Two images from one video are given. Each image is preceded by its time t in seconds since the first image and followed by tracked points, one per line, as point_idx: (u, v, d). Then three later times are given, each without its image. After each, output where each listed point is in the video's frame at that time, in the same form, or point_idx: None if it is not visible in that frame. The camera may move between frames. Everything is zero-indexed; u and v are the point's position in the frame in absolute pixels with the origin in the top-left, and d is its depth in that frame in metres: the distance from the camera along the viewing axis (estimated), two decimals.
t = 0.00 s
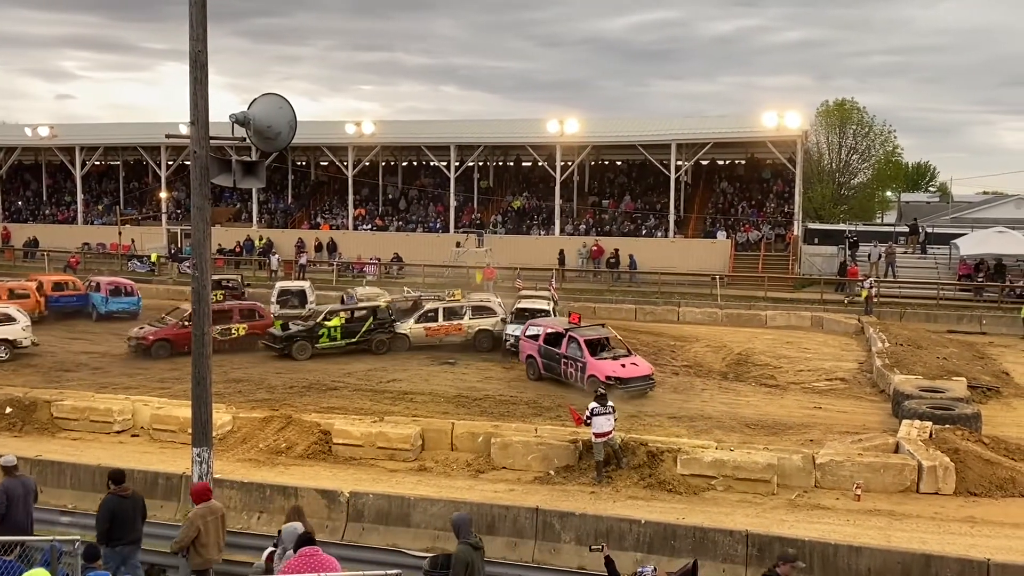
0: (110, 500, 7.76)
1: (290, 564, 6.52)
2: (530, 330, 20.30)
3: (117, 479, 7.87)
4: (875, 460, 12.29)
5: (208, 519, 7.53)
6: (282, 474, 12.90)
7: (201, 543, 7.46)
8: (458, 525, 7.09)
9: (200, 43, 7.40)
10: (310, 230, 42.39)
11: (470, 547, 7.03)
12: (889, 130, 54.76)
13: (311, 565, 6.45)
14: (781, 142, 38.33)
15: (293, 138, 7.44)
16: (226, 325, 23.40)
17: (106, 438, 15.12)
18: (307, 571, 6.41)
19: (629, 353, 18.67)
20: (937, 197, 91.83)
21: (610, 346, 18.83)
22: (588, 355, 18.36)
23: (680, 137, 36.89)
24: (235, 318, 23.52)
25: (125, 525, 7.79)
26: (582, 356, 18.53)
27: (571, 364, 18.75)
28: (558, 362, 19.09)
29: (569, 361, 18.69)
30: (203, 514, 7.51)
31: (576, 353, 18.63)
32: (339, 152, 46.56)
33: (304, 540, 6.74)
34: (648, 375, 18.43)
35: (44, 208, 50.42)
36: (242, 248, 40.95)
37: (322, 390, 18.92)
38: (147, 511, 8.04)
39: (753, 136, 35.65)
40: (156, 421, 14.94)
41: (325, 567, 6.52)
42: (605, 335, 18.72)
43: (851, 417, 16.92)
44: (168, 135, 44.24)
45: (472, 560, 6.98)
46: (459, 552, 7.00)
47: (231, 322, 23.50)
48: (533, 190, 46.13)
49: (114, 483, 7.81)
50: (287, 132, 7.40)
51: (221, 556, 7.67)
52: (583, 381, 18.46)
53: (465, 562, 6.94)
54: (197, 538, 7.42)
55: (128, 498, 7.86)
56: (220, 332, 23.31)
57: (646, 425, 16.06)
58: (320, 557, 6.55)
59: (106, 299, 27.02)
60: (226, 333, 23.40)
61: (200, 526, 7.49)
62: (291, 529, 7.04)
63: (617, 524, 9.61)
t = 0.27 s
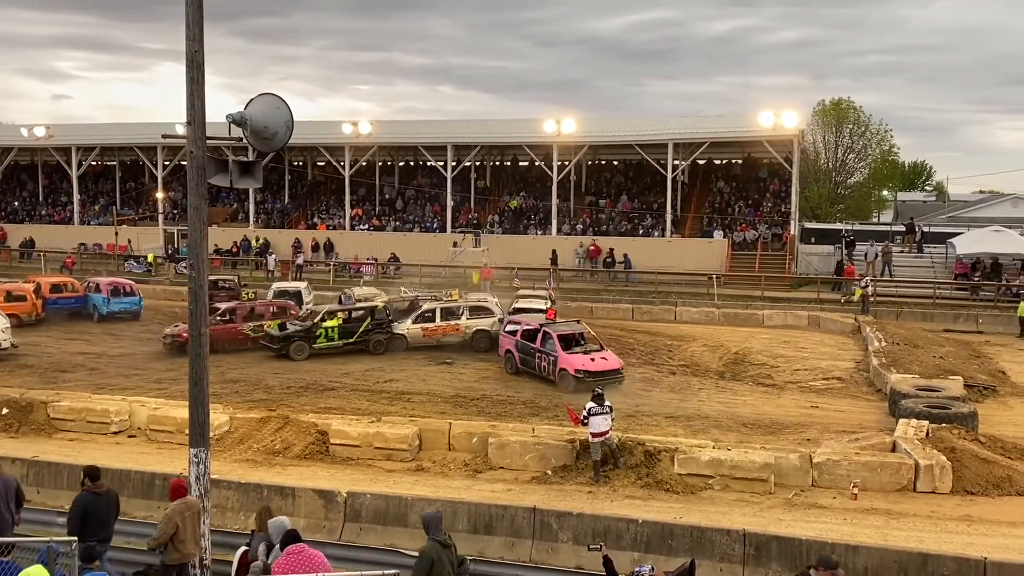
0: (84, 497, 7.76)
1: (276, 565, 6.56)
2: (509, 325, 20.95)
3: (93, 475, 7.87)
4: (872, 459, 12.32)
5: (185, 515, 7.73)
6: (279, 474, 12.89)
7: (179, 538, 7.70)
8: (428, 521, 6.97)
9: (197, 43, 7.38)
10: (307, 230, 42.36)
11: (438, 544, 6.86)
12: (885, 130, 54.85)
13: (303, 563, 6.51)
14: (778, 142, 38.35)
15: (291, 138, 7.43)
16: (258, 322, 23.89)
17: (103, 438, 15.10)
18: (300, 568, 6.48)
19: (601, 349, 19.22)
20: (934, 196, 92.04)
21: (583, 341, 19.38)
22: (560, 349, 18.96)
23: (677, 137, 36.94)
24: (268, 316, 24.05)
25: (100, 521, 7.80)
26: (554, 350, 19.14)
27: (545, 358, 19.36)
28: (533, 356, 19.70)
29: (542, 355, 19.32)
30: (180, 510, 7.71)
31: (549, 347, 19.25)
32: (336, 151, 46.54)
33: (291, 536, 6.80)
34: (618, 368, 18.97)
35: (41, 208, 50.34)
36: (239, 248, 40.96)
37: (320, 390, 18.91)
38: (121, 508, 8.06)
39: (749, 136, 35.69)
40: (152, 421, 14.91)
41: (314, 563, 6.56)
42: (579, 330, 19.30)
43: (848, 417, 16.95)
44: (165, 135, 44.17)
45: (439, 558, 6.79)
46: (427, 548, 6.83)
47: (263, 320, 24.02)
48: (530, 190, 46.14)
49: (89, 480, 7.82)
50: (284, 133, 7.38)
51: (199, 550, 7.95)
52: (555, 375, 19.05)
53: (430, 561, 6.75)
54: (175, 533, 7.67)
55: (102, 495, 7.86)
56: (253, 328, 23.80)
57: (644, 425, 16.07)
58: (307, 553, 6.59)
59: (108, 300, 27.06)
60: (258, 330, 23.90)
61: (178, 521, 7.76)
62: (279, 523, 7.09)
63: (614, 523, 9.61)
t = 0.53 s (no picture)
0: (62, 496, 7.76)
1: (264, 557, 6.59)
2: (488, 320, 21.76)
3: (72, 474, 7.90)
4: (869, 458, 12.34)
5: (161, 514, 7.84)
6: (277, 474, 12.89)
7: (156, 537, 7.77)
8: (400, 516, 6.93)
9: (193, 44, 7.37)
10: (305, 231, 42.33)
11: (410, 539, 6.85)
12: (882, 130, 54.95)
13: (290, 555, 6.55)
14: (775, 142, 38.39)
15: (287, 139, 7.43)
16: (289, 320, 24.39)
17: (101, 439, 15.08)
18: (287, 561, 6.52)
19: (570, 344, 19.91)
20: (931, 195, 92.21)
21: (553, 337, 20.10)
22: (529, 344, 19.75)
23: (674, 136, 36.98)
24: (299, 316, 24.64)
25: (79, 519, 7.79)
26: (523, 345, 19.94)
27: (516, 352, 20.17)
28: (506, 350, 20.53)
29: (513, 349, 20.15)
30: (155, 510, 7.81)
31: (519, 342, 20.05)
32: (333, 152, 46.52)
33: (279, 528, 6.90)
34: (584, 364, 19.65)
35: (38, 209, 50.25)
36: (236, 248, 40.97)
37: (317, 391, 18.89)
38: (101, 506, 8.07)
39: (746, 136, 35.72)
40: (150, 422, 14.89)
41: (301, 554, 6.60)
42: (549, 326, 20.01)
43: (845, 416, 16.98)
44: (162, 136, 44.13)
45: (411, 553, 6.80)
46: (399, 544, 6.82)
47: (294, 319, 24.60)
48: (527, 190, 46.15)
49: (68, 479, 7.83)
50: (281, 133, 7.39)
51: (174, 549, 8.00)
52: (523, 369, 19.85)
53: (402, 554, 6.76)
54: (151, 533, 7.73)
55: (81, 494, 7.87)
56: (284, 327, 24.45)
57: (641, 425, 16.08)
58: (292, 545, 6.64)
59: (107, 301, 26.93)
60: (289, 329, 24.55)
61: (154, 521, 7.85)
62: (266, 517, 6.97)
63: (612, 523, 9.62)
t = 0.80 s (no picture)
0: (45, 495, 7.78)
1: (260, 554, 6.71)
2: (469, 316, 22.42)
3: (55, 473, 7.93)
4: (867, 458, 12.36)
5: (132, 511, 7.86)
6: (275, 475, 12.88)
7: (126, 534, 7.77)
8: (375, 513, 7.34)
9: (191, 44, 7.37)
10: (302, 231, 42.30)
11: (383, 536, 7.27)
12: (879, 129, 55.01)
13: (286, 550, 6.66)
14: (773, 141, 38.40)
15: (286, 139, 7.43)
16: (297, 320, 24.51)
17: (99, 440, 15.06)
18: (284, 557, 6.62)
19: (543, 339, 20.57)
20: (929, 195, 92.36)
21: (526, 332, 20.75)
22: (502, 339, 20.44)
23: (672, 136, 37.02)
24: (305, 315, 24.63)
25: (62, 518, 7.83)
26: (496, 340, 20.63)
27: (490, 347, 20.88)
28: (482, 344, 21.24)
29: (487, 344, 20.87)
30: (127, 507, 7.85)
31: (493, 337, 20.75)
32: (331, 152, 46.51)
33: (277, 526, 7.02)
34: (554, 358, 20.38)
35: (35, 209, 50.19)
36: (234, 249, 40.98)
37: (316, 391, 18.88)
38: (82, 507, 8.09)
39: (744, 136, 35.74)
40: (148, 423, 14.88)
41: (298, 550, 6.72)
42: (523, 321, 20.63)
43: (843, 416, 17.00)
44: (160, 136, 44.09)
45: (385, 549, 7.24)
46: (372, 541, 7.25)
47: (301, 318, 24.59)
48: (525, 190, 46.15)
49: (51, 478, 7.87)
50: (279, 134, 7.39)
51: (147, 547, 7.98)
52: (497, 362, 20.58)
53: (377, 551, 7.19)
54: (122, 528, 7.75)
55: (64, 493, 7.91)
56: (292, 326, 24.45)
57: (640, 425, 16.09)
58: (289, 542, 6.74)
59: (107, 302, 26.85)
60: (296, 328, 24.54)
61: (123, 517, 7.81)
62: (247, 518, 7.06)
63: (611, 523, 9.61)
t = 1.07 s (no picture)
0: (28, 492, 7.81)
1: (264, 545, 6.94)
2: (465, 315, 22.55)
3: (35, 471, 7.95)
4: (866, 458, 12.36)
5: (109, 511, 7.65)
6: (274, 475, 12.88)
7: (103, 533, 7.56)
8: (349, 509, 7.28)
9: (189, 44, 7.37)
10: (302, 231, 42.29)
11: (354, 534, 7.24)
12: (878, 129, 55.05)
13: (289, 541, 6.91)
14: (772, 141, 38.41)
15: (284, 139, 7.43)
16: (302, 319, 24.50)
17: (98, 440, 15.05)
18: (288, 550, 6.88)
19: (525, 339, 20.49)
20: (927, 195, 92.50)
21: (509, 331, 20.72)
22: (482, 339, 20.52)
23: (671, 136, 37.04)
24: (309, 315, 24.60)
25: (46, 515, 7.88)
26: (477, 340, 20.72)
27: (473, 346, 21.01)
28: (468, 344, 21.39)
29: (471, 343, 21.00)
30: (104, 507, 7.63)
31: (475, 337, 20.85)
32: (330, 152, 46.53)
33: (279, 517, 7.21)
34: (534, 357, 20.34)
35: (34, 210, 50.18)
36: (233, 249, 41.02)
37: (315, 391, 18.87)
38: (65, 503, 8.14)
39: (743, 136, 35.75)
40: (147, 423, 14.86)
41: (299, 543, 6.97)
42: (504, 321, 20.61)
43: (842, 416, 17.01)
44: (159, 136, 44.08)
45: (355, 546, 7.22)
46: (344, 537, 7.24)
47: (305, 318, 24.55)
48: (525, 190, 46.16)
49: (32, 476, 7.89)
50: (278, 134, 7.38)
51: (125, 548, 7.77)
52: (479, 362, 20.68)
53: (346, 548, 7.19)
54: (99, 527, 7.53)
55: (47, 489, 7.94)
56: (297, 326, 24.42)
57: (639, 425, 16.08)
58: (291, 533, 6.98)
59: (109, 303, 26.68)
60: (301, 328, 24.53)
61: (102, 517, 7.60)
62: (233, 515, 7.01)
63: (610, 523, 9.62)
